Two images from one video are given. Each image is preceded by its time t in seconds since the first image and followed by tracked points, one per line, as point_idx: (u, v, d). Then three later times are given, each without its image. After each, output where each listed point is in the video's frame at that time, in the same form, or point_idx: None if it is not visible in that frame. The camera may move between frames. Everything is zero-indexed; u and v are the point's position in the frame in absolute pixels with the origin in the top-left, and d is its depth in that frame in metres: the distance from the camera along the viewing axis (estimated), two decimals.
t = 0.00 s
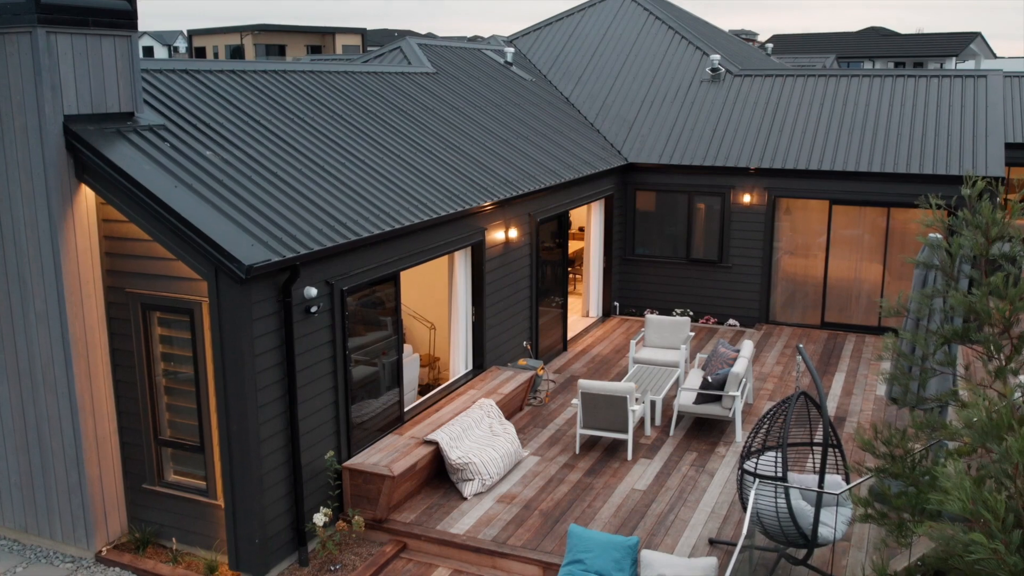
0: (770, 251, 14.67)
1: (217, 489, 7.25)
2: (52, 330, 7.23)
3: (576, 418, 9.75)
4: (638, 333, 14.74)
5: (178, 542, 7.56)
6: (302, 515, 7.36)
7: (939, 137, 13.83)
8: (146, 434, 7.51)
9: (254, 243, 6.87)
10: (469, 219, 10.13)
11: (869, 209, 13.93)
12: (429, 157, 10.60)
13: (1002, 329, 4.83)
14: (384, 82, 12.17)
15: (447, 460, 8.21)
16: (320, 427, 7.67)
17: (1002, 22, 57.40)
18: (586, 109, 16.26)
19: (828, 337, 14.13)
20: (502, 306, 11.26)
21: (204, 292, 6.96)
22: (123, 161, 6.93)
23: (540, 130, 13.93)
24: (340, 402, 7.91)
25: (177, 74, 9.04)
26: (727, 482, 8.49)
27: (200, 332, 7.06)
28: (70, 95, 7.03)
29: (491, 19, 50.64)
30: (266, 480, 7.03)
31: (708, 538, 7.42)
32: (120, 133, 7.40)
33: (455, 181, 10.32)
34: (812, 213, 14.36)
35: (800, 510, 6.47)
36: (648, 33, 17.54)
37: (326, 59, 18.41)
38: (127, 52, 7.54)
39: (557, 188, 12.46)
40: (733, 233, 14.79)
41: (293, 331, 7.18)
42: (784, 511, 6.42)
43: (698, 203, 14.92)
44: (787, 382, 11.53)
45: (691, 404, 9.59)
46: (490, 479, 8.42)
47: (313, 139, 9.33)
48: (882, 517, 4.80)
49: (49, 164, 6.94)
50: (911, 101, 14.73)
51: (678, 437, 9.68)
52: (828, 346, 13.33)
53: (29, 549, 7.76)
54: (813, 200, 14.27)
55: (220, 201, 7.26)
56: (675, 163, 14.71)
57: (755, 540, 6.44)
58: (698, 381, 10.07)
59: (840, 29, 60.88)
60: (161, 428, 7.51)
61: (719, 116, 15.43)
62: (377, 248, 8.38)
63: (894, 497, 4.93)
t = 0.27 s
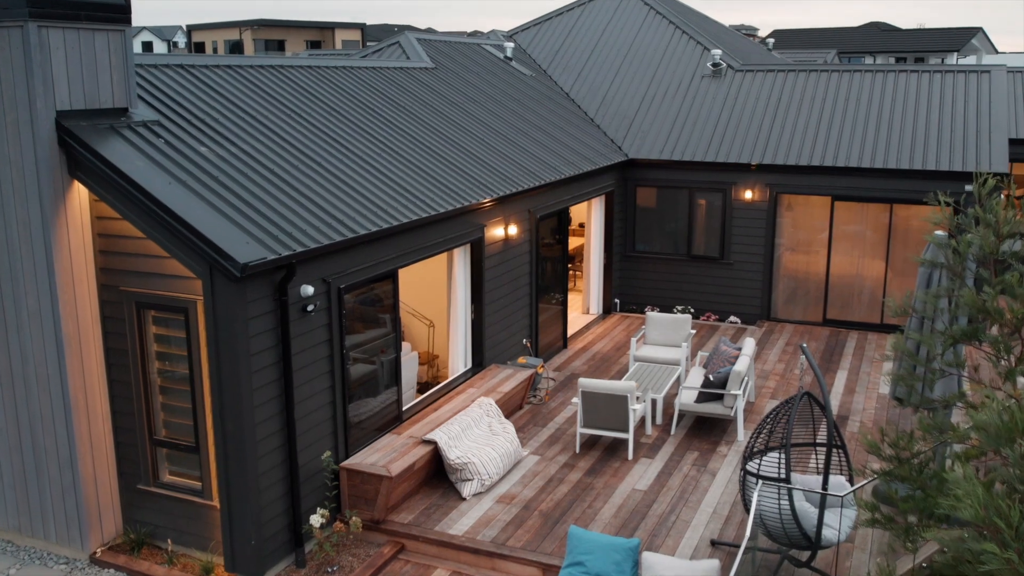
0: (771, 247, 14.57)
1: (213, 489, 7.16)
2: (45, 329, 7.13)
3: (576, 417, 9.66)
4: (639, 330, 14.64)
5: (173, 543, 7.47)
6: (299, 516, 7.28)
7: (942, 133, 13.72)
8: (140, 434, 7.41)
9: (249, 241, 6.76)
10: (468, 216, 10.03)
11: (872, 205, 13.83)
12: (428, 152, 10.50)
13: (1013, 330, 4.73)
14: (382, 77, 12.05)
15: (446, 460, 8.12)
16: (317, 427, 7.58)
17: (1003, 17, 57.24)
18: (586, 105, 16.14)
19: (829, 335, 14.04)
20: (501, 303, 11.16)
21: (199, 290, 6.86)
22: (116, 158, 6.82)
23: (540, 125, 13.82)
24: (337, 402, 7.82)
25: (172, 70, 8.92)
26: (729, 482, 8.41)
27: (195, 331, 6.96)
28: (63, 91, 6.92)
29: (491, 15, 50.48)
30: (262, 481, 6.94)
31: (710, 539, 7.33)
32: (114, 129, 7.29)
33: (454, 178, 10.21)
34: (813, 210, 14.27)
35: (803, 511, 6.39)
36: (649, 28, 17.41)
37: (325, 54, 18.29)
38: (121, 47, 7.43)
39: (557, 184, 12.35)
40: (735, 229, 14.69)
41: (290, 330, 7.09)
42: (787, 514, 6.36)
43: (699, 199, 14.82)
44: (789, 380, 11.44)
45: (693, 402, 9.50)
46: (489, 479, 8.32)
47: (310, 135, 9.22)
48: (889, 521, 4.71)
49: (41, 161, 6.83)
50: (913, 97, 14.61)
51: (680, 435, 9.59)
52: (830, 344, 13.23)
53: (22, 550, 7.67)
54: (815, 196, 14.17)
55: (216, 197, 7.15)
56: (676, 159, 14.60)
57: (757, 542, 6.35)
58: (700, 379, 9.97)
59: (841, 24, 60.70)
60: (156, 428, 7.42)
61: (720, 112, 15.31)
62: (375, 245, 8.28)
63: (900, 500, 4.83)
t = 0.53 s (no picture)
0: (773, 244, 14.46)
1: (209, 490, 7.07)
2: (38, 327, 7.04)
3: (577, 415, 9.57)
4: (640, 327, 14.55)
5: (169, 544, 7.39)
6: (296, 517, 7.19)
7: (945, 128, 13.59)
8: (136, 434, 7.33)
9: (245, 239, 6.66)
10: (467, 213, 9.93)
11: (875, 201, 13.72)
12: (427, 148, 10.39)
13: None
14: (381, 72, 11.94)
15: (445, 459, 8.04)
16: (315, 427, 7.49)
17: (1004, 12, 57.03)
18: (587, 100, 16.02)
19: (832, 332, 13.93)
20: (501, 301, 11.07)
21: (194, 289, 6.76)
22: (110, 154, 6.72)
23: (540, 120, 13.70)
24: (335, 401, 7.72)
25: (167, 65, 8.81)
26: (731, 482, 8.31)
27: (190, 330, 6.87)
28: (56, 86, 6.81)
29: (491, 10, 50.27)
30: (258, 482, 6.85)
31: (712, 540, 7.25)
32: (107, 125, 7.18)
33: (453, 174, 10.11)
34: (815, 206, 14.16)
35: (807, 513, 6.30)
36: (650, 23, 17.28)
37: (323, 49, 18.16)
38: (115, 42, 7.32)
39: (557, 181, 12.24)
40: (736, 225, 14.58)
41: (286, 328, 6.99)
42: (790, 515, 6.28)
43: (700, 195, 14.70)
44: (791, 377, 11.34)
45: (694, 401, 9.37)
46: (489, 479, 8.23)
47: (307, 131, 9.11)
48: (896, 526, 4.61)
49: (33, 157, 6.73)
50: (917, 92, 14.48)
51: (681, 434, 9.50)
52: (832, 341, 13.12)
53: (17, 551, 7.59)
54: (817, 193, 14.06)
55: (210, 194, 7.05)
56: (677, 155, 14.48)
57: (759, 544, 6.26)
58: (702, 378, 9.81)
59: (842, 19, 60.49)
60: (151, 428, 7.32)
61: (722, 107, 15.19)
62: (373, 242, 8.17)
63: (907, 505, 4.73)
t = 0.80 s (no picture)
0: (775, 240, 14.36)
1: (205, 491, 6.99)
2: (31, 326, 6.95)
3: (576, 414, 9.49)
4: (640, 324, 14.45)
5: (165, 545, 7.30)
6: (293, 517, 7.11)
7: (948, 124, 13.48)
8: (130, 434, 7.23)
9: (241, 236, 6.57)
10: (467, 209, 9.83)
11: (877, 198, 13.62)
12: (425, 144, 10.28)
13: None
14: (379, 67, 11.81)
15: (443, 459, 7.95)
16: (312, 426, 7.41)
17: (1006, 8, 57.01)
18: (587, 96, 15.89)
19: (833, 329, 13.84)
20: (501, 298, 10.97)
21: (189, 287, 6.66)
22: (103, 151, 6.61)
23: (539, 116, 13.59)
24: (332, 401, 7.64)
25: (162, 60, 8.70)
26: (733, 482, 8.23)
27: (185, 328, 6.78)
28: (48, 82, 6.70)
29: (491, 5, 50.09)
30: (254, 482, 6.76)
31: (715, 541, 7.16)
32: (101, 121, 7.07)
33: (452, 170, 10.00)
34: (817, 203, 14.06)
35: (810, 515, 6.21)
36: (650, 18, 17.15)
37: (322, 44, 18.03)
38: (108, 36, 7.20)
39: (558, 177, 12.14)
40: (738, 222, 14.48)
41: (282, 327, 6.90)
42: (793, 518, 6.18)
43: (701, 191, 14.60)
44: (793, 375, 11.25)
45: (695, 399, 9.29)
46: (488, 479, 8.15)
47: (305, 127, 9.00)
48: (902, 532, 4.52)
49: (24, 154, 6.62)
50: (919, 87, 14.36)
51: (682, 433, 9.41)
52: (834, 338, 13.03)
53: (11, 552, 7.51)
54: (819, 189, 13.95)
55: (205, 191, 6.95)
56: (678, 151, 14.37)
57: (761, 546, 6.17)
58: (703, 377, 9.74)
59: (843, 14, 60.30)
60: (146, 428, 7.23)
61: (723, 103, 15.07)
62: (370, 240, 8.07)
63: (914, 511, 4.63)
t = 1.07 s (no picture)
0: (776, 237, 14.26)
1: (200, 491, 6.90)
2: (24, 324, 6.86)
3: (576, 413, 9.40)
4: (641, 322, 14.36)
5: (160, 545, 7.23)
6: (289, 518, 7.03)
7: (951, 119, 13.37)
8: (125, 434, 7.15)
9: (236, 234, 6.47)
10: (466, 206, 9.73)
11: (879, 194, 13.52)
12: (424, 140, 10.18)
13: None
14: (378, 62, 11.71)
15: (442, 459, 7.87)
16: (308, 426, 7.32)
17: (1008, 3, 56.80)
18: (588, 91, 15.78)
19: (836, 327, 13.74)
20: (500, 295, 10.88)
21: (183, 285, 6.57)
22: (96, 147, 6.52)
23: (540, 111, 13.49)
24: (329, 400, 7.55)
25: (157, 55, 8.60)
26: (735, 482, 8.14)
27: (179, 327, 6.69)
28: (41, 77, 6.60)
29: None
30: (250, 483, 6.68)
31: (717, 542, 7.08)
32: (95, 116, 6.98)
33: (451, 166, 9.91)
34: (819, 199, 13.96)
35: (813, 516, 6.13)
36: (651, 13, 17.03)
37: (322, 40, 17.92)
38: (102, 31, 7.10)
39: (558, 173, 12.04)
40: (739, 218, 14.38)
41: (278, 325, 6.81)
42: (797, 520, 6.10)
43: (702, 186, 14.49)
44: (795, 373, 11.16)
45: (696, 398, 9.20)
46: (487, 479, 8.06)
47: (302, 122, 8.90)
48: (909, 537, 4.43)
49: (17, 150, 6.53)
50: (922, 82, 14.25)
51: (684, 432, 9.33)
52: (837, 336, 12.94)
53: (5, 552, 7.43)
54: (821, 185, 13.85)
55: (200, 187, 6.85)
56: (679, 147, 14.26)
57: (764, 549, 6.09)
58: (704, 375, 9.65)
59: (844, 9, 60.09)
60: (141, 427, 7.15)
61: (724, 98, 14.96)
62: (368, 237, 7.97)
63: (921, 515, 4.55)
